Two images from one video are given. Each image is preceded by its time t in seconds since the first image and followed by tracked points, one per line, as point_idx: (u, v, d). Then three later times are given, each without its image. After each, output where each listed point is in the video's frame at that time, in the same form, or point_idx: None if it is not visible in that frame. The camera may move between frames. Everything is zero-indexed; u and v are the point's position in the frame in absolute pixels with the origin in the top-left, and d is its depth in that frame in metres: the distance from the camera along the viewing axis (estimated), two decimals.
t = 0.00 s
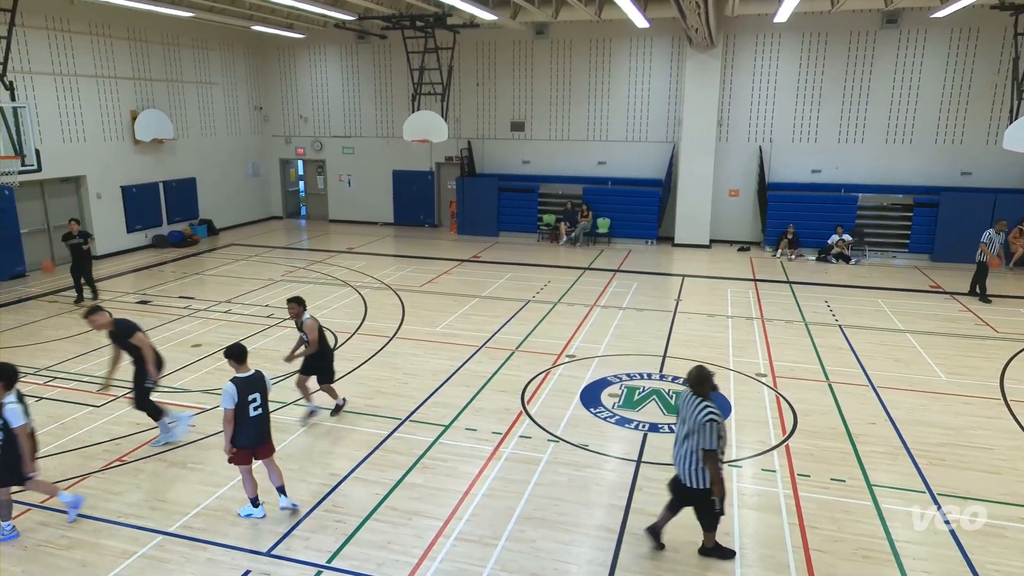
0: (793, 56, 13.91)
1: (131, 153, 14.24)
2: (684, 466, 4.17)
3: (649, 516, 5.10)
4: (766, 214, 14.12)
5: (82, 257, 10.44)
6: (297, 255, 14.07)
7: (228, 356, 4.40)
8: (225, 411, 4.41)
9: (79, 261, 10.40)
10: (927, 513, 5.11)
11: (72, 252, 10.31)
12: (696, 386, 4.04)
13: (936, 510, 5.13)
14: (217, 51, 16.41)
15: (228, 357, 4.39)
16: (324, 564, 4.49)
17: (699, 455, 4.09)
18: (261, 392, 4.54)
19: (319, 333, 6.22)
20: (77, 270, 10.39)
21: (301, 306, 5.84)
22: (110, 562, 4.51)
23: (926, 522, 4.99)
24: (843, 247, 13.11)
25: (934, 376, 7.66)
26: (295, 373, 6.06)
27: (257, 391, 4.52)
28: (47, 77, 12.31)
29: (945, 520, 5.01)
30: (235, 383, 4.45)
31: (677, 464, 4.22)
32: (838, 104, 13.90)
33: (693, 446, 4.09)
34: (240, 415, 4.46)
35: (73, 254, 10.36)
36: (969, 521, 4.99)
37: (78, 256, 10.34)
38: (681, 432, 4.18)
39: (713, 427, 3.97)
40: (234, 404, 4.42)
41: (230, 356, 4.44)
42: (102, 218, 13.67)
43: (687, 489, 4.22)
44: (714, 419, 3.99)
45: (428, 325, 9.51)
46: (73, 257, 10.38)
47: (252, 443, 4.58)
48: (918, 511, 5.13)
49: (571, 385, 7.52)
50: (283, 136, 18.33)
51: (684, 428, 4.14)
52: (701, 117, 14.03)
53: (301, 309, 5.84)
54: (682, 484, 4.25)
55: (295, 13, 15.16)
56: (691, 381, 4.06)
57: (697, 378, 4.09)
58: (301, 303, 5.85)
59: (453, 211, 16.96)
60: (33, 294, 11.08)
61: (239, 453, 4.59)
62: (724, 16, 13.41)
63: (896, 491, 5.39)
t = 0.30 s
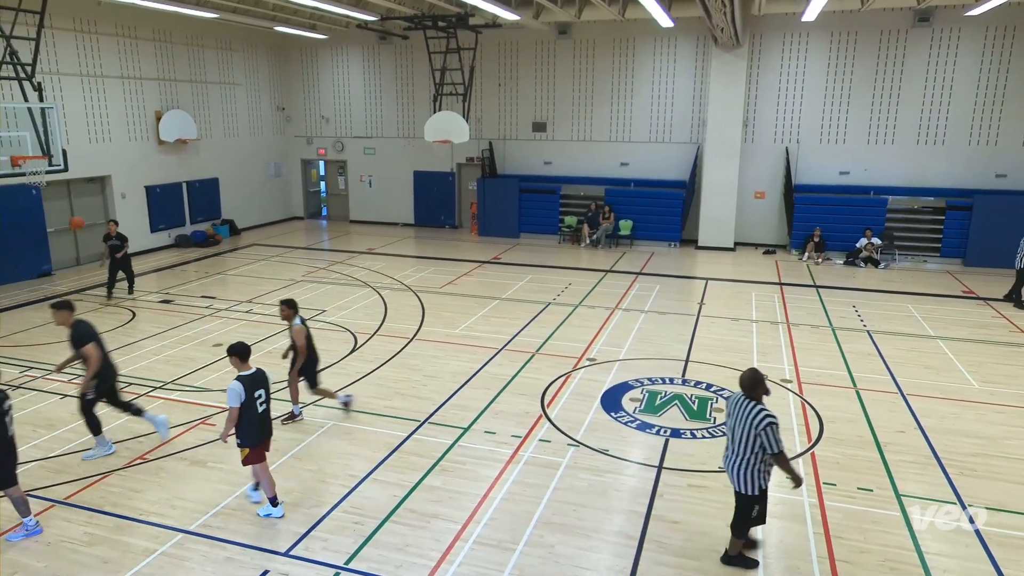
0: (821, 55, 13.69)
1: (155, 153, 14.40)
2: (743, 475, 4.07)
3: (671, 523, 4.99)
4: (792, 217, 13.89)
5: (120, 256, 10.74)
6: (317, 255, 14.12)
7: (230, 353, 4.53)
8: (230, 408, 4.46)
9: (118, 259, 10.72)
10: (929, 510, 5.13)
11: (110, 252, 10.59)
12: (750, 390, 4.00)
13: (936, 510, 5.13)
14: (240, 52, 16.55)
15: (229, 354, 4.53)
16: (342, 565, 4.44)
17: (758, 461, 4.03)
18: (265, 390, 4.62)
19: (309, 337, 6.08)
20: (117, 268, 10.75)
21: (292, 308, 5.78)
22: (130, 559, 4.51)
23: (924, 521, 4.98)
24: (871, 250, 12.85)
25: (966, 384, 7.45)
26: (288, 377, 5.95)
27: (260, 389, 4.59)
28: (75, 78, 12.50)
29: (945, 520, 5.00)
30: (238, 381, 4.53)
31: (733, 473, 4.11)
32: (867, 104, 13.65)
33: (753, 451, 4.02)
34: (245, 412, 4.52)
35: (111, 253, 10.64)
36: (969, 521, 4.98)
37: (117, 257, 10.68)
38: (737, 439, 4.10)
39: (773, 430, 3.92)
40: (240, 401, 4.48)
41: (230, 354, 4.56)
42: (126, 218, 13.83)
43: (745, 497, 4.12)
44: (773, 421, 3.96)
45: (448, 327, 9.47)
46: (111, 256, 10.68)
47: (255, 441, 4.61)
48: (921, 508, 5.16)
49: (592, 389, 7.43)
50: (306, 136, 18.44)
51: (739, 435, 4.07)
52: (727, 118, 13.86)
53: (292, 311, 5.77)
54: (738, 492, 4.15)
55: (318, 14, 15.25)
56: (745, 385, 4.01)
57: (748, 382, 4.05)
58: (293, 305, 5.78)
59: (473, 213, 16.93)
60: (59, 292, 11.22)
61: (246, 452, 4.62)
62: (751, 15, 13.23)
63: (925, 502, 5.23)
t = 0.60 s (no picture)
0: (836, 55, 13.57)
1: (167, 153, 14.48)
2: (786, 478, 4.03)
3: (683, 527, 4.93)
4: (806, 218, 13.77)
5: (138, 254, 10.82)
6: (327, 255, 14.14)
7: (224, 348, 4.59)
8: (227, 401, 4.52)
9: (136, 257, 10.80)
10: (927, 511, 5.10)
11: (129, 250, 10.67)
12: (791, 393, 4.00)
13: (936, 510, 5.11)
14: (252, 53, 16.62)
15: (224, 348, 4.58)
16: (351, 566, 4.42)
17: (801, 463, 4.01)
18: (255, 384, 4.67)
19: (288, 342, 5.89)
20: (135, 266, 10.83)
21: (268, 309, 5.59)
22: (141, 559, 4.50)
23: (924, 522, 4.96)
24: (886, 252, 12.72)
25: (984, 388, 7.33)
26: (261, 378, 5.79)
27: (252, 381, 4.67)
28: (88, 78, 12.59)
29: (945, 519, 4.99)
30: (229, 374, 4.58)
31: (775, 477, 4.07)
32: (883, 104, 13.51)
33: (796, 454, 4.00)
34: (239, 405, 4.58)
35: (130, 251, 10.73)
36: (968, 521, 4.97)
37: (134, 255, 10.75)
38: (779, 443, 4.07)
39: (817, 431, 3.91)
40: (235, 394, 4.54)
41: (223, 348, 4.60)
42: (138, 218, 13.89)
43: (788, 502, 4.08)
44: (817, 422, 3.96)
45: (458, 328, 9.44)
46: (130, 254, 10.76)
47: (245, 435, 4.70)
48: (919, 509, 5.13)
49: (602, 391, 7.38)
50: (317, 137, 18.49)
51: (781, 438, 4.05)
52: (740, 119, 13.77)
53: (268, 313, 5.58)
54: (779, 497, 4.10)
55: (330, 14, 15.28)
56: (786, 388, 4.00)
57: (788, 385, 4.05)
58: (270, 306, 5.59)
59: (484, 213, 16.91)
60: (71, 291, 11.28)
61: (237, 445, 4.67)
62: (764, 14, 13.14)
63: (940, 507, 5.14)
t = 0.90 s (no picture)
0: (837, 55, 13.55)
1: (169, 153, 14.48)
2: (812, 468, 4.13)
3: (684, 528, 4.92)
4: (808, 219, 13.76)
5: (142, 255, 10.78)
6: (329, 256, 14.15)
7: (201, 345, 4.70)
8: (214, 394, 4.65)
9: (139, 257, 10.76)
10: (928, 511, 5.10)
11: (133, 250, 10.63)
12: (816, 385, 4.10)
13: (936, 510, 5.11)
14: (254, 53, 16.62)
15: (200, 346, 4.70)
16: (353, 567, 4.42)
17: (824, 455, 4.06)
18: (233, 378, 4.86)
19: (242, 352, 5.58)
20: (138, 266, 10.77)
21: (230, 311, 5.44)
22: (143, 559, 4.50)
23: (924, 522, 4.96)
24: (888, 253, 12.70)
25: (986, 389, 7.32)
26: (236, 386, 5.37)
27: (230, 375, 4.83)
28: (90, 78, 12.60)
29: (945, 520, 4.98)
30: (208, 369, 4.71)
31: (803, 467, 4.19)
32: (884, 105, 13.50)
33: (819, 445, 4.06)
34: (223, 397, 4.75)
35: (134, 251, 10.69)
36: (969, 522, 4.96)
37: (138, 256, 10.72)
38: (804, 434, 4.18)
39: (834, 423, 3.96)
40: (220, 387, 4.69)
41: (198, 345, 4.71)
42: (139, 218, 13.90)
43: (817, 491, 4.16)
44: (838, 415, 3.99)
45: (459, 329, 9.44)
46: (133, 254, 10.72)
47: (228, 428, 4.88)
48: (919, 509, 5.13)
49: (604, 392, 7.37)
50: (318, 137, 18.49)
51: (807, 430, 4.15)
52: (741, 119, 13.75)
53: (232, 313, 5.42)
54: (811, 486, 4.20)
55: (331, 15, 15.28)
56: (810, 379, 4.12)
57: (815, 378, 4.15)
58: (232, 307, 5.45)
59: (485, 214, 16.91)
60: (73, 292, 11.28)
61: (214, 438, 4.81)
62: (766, 14, 13.12)
63: (941, 508, 5.13)
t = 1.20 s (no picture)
0: (832, 55, 13.60)
1: (164, 153, 14.45)
2: (825, 463, 4.16)
3: (679, 526, 4.94)
4: (802, 218, 13.80)
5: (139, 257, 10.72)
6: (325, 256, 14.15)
7: (167, 349, 4.68)
8: (181, 401, 4.69)
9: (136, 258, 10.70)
10: (928, 511, 5.10)
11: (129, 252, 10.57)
12: (836, 385, 4.05)
13: (936, 510, 5.11)
14: (249, 53, 16.59)
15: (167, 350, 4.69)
16: (348, 566, 4.42)
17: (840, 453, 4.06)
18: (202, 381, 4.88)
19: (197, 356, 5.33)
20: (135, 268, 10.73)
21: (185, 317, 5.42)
22: (138, 559, 4.50)
23: (924, 521, 4.97)
24: (882, 252, 12.76)
25: (979, 387, 7.36)
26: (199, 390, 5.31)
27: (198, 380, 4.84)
28: (84, 78, 12.56)
29: (945, 519, 4.99)
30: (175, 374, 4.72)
31: (816, 461, 4.21)
32: (878, 105, 13.55)
33: (837, 443, 4.07)
34: (191, 402, 4.79)
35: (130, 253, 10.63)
36: (969, 522, 4.97)
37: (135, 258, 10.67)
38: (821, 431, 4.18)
39: (855, 423, 3.93)
40: (188, 393, 4.72)
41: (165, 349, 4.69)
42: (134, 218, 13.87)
43: (828, 487, 4.19)
44: (859, 415, 3.96)
45: (455, 328, 9.44)
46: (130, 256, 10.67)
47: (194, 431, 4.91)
48: (919, 509, 5.13)
49: (599, 391, 7.39)
50: (313, 137, 18.46)
51: (825, 427, 4.14)
52: (736, 119, 13.79)
53: (187, 319, 5.41)
54: (821, 481, 4.23)
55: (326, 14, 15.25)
56: (830, 379, 4.09)
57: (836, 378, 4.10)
58: (186, 314, 5.42)
59: (481, 214, 16.91)
60: (68, 292, 11.26)
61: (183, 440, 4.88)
62: (760, 15, 13.16)
63: (936, 506, 5.16)
